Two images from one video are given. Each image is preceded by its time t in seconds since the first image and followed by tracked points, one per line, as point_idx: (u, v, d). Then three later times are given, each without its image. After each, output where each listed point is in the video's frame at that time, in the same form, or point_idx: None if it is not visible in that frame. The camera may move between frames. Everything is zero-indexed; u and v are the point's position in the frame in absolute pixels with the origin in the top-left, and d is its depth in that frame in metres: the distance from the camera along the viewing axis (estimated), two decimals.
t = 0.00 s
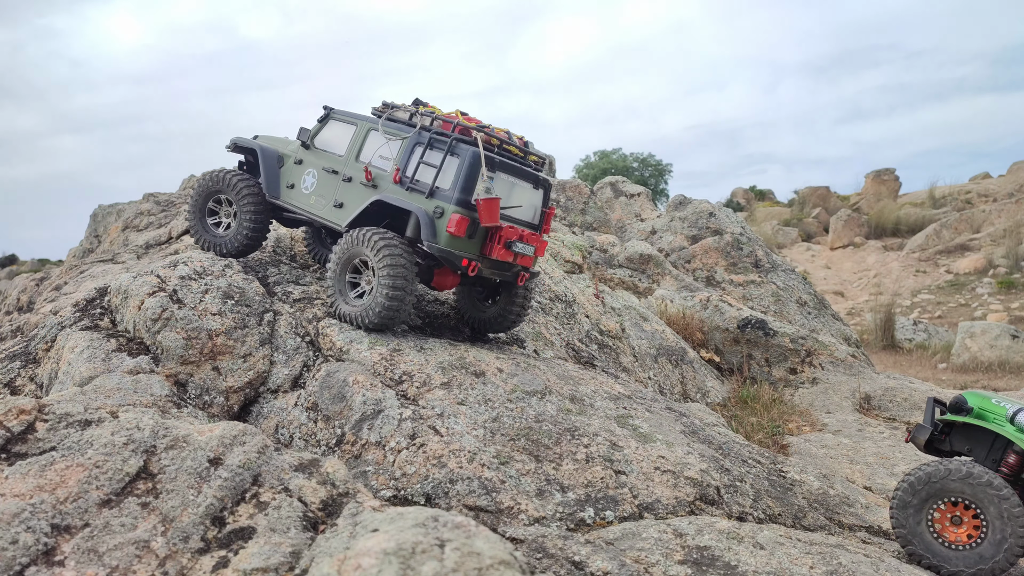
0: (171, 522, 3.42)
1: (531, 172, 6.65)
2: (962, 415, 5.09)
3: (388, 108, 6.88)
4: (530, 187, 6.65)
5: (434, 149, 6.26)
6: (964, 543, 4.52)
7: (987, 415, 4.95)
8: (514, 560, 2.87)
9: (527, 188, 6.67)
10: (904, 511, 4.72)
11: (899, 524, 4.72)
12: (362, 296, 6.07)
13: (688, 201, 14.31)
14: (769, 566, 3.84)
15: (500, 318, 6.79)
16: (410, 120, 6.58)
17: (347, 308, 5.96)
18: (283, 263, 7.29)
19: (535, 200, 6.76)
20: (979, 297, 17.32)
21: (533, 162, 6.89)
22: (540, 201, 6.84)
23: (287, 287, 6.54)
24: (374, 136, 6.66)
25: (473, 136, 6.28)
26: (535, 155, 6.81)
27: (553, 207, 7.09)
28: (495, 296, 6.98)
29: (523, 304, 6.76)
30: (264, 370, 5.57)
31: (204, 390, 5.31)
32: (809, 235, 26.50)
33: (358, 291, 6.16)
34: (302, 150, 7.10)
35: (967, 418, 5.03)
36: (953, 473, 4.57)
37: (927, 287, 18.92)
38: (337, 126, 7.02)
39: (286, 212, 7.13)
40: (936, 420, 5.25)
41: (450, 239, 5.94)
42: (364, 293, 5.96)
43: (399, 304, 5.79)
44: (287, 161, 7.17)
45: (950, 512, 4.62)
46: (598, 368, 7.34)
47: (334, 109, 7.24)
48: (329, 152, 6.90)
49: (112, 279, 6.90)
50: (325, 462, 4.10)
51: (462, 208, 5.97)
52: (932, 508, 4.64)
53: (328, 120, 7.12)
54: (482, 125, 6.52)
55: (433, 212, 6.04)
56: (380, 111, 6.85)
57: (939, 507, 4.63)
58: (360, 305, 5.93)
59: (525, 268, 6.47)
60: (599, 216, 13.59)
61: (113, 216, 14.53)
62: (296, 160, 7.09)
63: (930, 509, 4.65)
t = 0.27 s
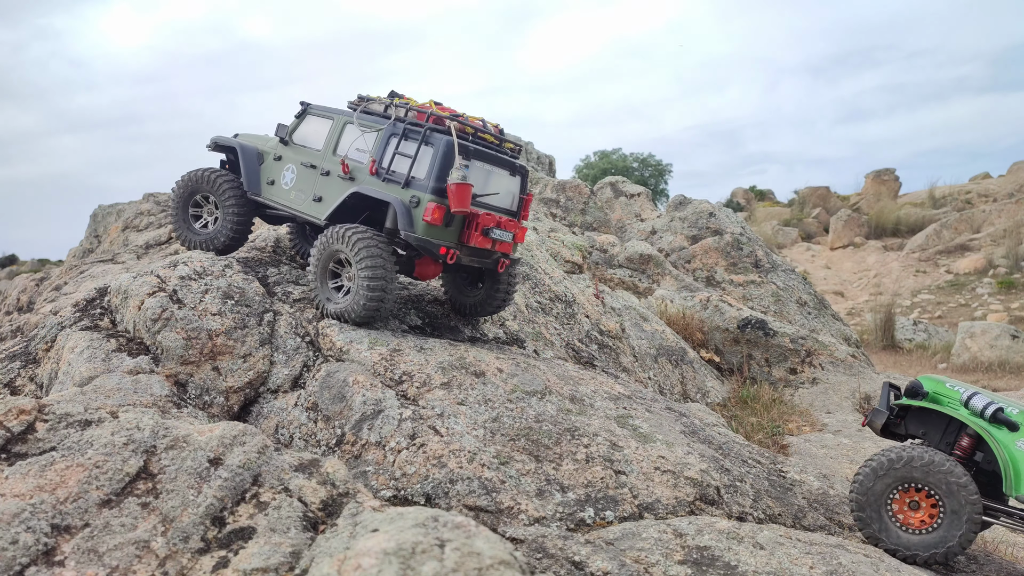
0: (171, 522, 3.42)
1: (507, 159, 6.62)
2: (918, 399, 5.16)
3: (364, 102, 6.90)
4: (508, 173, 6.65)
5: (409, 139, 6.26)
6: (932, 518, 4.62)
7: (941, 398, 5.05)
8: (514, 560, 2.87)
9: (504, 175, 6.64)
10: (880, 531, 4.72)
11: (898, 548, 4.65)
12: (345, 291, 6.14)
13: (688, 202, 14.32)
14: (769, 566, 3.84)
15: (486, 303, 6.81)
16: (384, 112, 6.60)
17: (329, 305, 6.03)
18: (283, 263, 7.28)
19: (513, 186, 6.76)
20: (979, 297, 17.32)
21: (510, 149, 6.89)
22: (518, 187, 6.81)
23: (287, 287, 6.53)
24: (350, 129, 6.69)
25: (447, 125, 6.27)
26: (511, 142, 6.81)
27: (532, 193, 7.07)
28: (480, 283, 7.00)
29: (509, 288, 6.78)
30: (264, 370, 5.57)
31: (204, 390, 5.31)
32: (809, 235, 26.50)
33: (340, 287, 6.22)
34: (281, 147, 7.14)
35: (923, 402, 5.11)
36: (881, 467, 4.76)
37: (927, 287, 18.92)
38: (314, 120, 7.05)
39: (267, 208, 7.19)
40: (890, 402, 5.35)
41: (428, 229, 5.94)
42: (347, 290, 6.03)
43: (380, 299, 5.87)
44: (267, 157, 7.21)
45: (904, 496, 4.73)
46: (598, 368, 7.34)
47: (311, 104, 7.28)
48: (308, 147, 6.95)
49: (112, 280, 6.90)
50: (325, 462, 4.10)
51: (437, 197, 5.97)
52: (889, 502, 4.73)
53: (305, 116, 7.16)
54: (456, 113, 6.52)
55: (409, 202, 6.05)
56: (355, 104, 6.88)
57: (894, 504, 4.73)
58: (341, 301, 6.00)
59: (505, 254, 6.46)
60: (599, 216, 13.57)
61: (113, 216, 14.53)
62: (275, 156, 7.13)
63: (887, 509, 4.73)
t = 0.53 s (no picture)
0: (171, 522, 3.42)
1: (477, 142, 6.61)
2: (870, 385, 5.33)
3: (331, 94, 6.89)
4: (478, 156, 6.63)
5: (376, 128, 6.24)
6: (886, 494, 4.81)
7: (892, 384, 5.28)
8: (514, 560, 2.87)
9: (475, 157, 6.64)
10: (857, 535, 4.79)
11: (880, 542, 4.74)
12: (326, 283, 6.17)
13: (688, 201, 14.32)
14: (769, 566, 3.84)
15: (467, 284, 6.86)
16: (351, 103, 6.59)
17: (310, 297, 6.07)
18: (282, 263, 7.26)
19: (484, 168, 6.74)
20: (979, 297, 17.32)
21: (479, 132, 6.88)
22: (490, 168, 6.79)
23: (287, 287, 6.51)
24: (318, 122, 6.68)
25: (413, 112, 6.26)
26: (481, 125, 6.79)
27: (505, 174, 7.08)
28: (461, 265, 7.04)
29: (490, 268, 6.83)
30: (264, 370, 5.57)
31: (204, 390, 5.31)
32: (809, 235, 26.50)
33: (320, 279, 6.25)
34: (254, 144, 7.18)
35: (875, 388, 5.29)
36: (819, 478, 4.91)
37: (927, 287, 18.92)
38: (284, 115, 7.06)
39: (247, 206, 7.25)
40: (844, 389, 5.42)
41: (400, 216, 5.96)
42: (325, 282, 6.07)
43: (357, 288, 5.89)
44: (241, 156, 7.26)
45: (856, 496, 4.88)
46: (598, 368, 7.35)
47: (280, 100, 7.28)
48: (279, 143, 6.97)
49: (112, 279, 6.90)
50: (325, 462, 4.09)
51: (408, 184, 5.97)
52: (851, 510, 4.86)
53: (274, 112, 7.16)
54: (422, 100, 6.52)
55: (381, 190, 6.05)
56: (322, 97, 6.87)
57: (847, 504, 4.87)
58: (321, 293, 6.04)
59: (481, 236, 6.50)
60: (599, 216, 13.58)
61: (114, 216, 14.53)
62: (249, 154, 7.18)
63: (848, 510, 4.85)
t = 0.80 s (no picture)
0: (171, 522, 3.42)
1: (463, 136, 6.62)
2: (824, 374, 5.90)
3: (316, 91, 6.86)
4: (465, 150, 6.65)
5: (362, 128, 6.24)
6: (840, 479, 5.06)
7: (842, 371, 5.79)
8: (514, 560, 2.87)
9: (461, 151, 6.65)
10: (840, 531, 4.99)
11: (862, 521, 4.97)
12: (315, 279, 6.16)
13: (688, 201, 14.33)
14: (769, 566, 3.85)
15: (457, 278, 6.86)
16: (336, 102, 6.57)
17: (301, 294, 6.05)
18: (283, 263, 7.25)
19: (471, 162, 6.77)
20: (979, 297, 17.33)
21: (465, 125, 6.88)
22: (476, 161, 6.81)
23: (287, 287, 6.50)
24: (304, 121, 6.67)
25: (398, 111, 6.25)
26: (466, 119, 6.79)
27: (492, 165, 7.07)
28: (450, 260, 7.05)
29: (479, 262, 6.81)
30: (264, 370, 5.56)
31: (204, 390, 5.31)
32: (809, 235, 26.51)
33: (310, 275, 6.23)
34: (240, 141, 7.16)
35: (827, 376, 5.85)
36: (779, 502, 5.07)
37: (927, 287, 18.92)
38: (270, 112, 7.04)
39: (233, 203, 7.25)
40: (798, 376, 6.02)
41: (389, 217, 5.96)
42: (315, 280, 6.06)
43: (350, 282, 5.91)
44: (227, 152, 7.24)
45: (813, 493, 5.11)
46: (598, 368, 7.35)
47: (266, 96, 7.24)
48: (266, 141, 6.96)
49: (112, 279, 6.90)
50: (325, 462, 4.08)
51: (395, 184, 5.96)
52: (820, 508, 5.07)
53: (260, 108, 7.13)
54: (407, 98, 6.50)
55: (369, 192, 6.05)
56: (307, 94, 6.84)
57: (815, 508, 5.06)
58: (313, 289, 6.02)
59: (472, 231, 6.48)
60: (599, 216, 13.59)
61: (114, 216, 14.53)
62: (236, 151, 7.16)
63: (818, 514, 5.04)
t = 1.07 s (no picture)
0: (171, 522, 3.42)
1: (437, 128, 6.58)
2: (806, 366, 5.77)
3: (284, 89, 6.78)
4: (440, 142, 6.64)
5: (334, 128, 6.21)
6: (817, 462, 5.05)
7: (825, 362, 5.70)
8: (514, 560, 2.87)
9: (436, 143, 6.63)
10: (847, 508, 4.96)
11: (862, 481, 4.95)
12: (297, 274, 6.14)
13: (688, 201, 14.33)
14: (769, 566, 3.86)
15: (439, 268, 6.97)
16: (307, 100, 6.52)
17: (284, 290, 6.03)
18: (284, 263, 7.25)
19: (447, 153, 6.77)
20: (979, 297, 17.34)
21: (438, 115, 6.82)
22: (452, 152, 6.81)
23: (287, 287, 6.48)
24: (276, 122, 6.63)
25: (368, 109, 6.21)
26: (440, 110, 6.74)
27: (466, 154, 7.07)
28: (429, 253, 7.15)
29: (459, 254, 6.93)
30: (264, 370, 5.56)
31: (204, 390, 5.31)
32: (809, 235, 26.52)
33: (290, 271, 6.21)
34: (214, 142, 7.13)
35: (810, 368, 5.73)
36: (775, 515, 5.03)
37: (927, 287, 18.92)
38: (240, 112, 6.97)
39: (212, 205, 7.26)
40: (780, 366, 6.00)
41: (365, 217, 6.00)
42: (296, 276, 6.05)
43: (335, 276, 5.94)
44: (202, 154, 7.22)
45: (800, 488, 5.08)
46: (598, 368, 7.36)
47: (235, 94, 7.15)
48: (240, 142, 6.93)
49: (112, 279, 6.90)
50: (325, 462, 4.08)
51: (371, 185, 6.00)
52: (813, 499, 5.04)
53: (230, 108, 7.06)
54: (378, 93, 6.44)
55: (345, 193, 6.07)
56: (276, 93, 6.76)
57: (815, 502, 5.02)
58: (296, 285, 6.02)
59: (450, 224, 6.59)
60: (599, 216, 13.59)
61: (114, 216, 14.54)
62: (210, 152, 7.14)
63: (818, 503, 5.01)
